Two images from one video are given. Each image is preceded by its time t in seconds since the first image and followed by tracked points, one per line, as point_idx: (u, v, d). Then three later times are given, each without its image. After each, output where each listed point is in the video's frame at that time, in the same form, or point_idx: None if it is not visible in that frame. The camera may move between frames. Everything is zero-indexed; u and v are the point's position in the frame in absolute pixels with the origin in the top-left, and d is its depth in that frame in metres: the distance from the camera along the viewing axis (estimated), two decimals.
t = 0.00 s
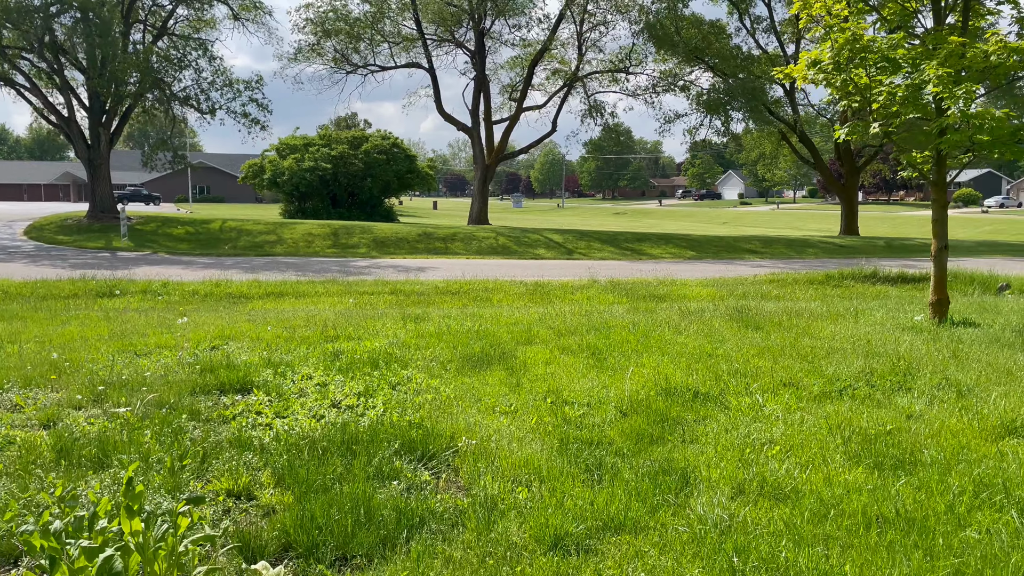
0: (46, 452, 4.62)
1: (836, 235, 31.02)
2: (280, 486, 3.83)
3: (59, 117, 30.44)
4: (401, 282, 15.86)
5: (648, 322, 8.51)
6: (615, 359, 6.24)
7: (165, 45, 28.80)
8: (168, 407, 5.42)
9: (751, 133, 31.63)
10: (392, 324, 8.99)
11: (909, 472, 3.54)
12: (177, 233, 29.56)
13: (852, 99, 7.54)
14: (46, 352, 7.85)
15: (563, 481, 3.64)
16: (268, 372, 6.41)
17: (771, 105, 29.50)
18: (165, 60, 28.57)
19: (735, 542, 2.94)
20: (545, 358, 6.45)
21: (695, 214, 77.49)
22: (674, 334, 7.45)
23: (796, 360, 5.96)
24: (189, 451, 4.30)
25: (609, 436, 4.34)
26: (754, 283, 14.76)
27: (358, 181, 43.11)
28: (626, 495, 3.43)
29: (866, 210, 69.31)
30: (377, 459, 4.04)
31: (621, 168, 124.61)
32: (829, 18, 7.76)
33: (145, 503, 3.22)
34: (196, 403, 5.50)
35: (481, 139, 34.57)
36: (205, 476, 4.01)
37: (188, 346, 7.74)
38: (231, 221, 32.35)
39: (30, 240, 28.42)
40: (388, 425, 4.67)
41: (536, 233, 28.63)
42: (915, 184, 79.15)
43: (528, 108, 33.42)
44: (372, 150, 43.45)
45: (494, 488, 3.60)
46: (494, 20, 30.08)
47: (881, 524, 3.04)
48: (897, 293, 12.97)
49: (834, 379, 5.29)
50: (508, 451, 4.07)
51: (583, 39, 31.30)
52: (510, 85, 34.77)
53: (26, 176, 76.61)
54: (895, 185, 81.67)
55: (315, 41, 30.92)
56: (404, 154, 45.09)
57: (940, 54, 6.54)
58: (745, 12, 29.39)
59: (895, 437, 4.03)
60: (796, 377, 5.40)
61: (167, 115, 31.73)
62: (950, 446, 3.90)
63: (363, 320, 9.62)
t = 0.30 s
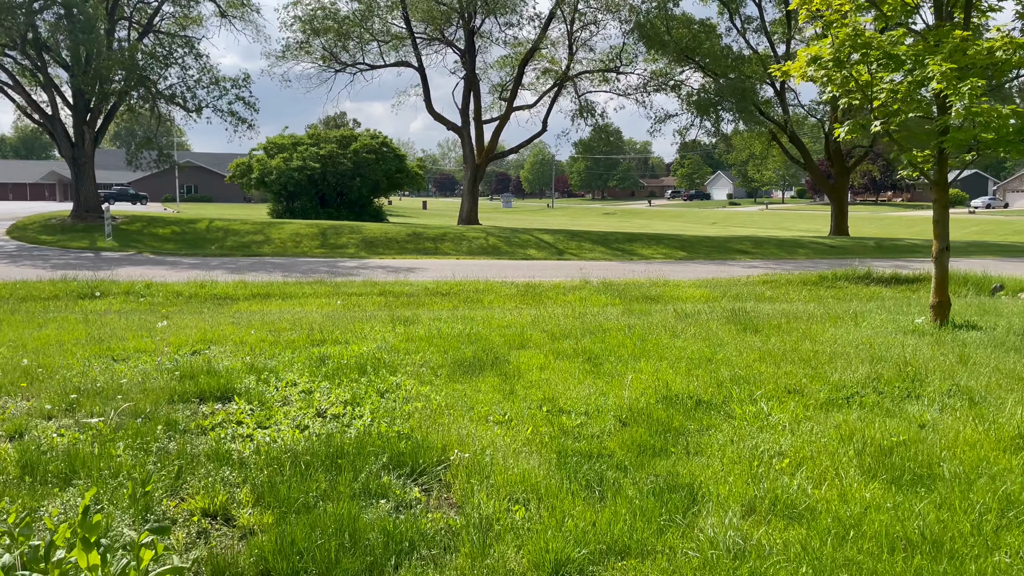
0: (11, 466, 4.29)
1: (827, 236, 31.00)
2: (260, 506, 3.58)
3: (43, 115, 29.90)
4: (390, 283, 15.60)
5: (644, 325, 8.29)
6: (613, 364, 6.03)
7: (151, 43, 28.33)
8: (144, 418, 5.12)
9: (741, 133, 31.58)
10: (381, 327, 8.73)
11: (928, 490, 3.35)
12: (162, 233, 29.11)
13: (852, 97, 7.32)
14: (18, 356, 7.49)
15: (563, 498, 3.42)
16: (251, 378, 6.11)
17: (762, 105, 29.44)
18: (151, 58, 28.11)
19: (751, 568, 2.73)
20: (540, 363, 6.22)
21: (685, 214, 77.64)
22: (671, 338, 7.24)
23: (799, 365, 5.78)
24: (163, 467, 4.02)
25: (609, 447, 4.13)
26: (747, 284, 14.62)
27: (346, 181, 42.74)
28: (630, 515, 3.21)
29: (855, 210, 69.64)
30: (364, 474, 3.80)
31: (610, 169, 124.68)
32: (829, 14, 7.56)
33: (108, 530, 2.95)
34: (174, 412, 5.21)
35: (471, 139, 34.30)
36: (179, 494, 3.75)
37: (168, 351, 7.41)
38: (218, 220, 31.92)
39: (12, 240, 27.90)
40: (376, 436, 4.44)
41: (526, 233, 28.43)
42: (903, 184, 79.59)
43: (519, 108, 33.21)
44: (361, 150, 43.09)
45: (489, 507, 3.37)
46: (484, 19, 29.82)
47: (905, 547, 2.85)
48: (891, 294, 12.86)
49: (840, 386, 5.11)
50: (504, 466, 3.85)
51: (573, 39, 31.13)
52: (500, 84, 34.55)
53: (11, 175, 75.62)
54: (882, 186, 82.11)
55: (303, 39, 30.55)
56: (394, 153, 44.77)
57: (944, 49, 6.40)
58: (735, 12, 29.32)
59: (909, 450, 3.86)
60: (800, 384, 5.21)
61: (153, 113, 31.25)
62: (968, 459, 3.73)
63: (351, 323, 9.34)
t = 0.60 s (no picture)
0: None
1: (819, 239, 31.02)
2: (242, 530, 3.37)
3: (29, 117, 29.47)
4: (382, 287, 15.36)
5: (641, 331, 8.11)
6: (611, 374, 5.84)
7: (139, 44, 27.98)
8: (121, 433, 4.86)
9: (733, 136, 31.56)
10: (372, 334, 8.49)
11: (948, 514, 3.20)
12: (151, 236, 28.74)
13: (854, 99, 7.18)
14: None
15: (566, 522, 3.24)
16: (237, 389, 5.87)
17: (754, 108, 29.42)
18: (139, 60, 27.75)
19: None
20: (536, 373, 6.03)
21: (677, 216, 77.77)
22: (670, 345, 7.06)
23: (803, 375, 5.63)
24: (140, 489, 3.79)
25: (611, 464, 3.95)
26: (743, 288, 14.50)
27: (337, 183, 42.46)
28: (637, 541, 3.02)
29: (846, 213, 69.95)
30: (355, 496, 3.60)
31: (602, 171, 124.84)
32: (831, 13, 7.41)
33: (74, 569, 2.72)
34: (153, 427, 4.96)
35: (463, 142, 34.10)
36: (157, 519, 3.54)
37: (150, 359, 7.14)
38: (206, 223, 31.55)
39: None
40: (366, 452, 4.23)
41: (519, 237, 28.25)
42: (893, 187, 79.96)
43: (511, 110, 33.04)
44: (352, 152, 42.85)
45: (486, 532, 3.18)
46: (476, 21, 29.62)
47: None
48: (888, 299, 12.76)
49: (847, 397, 4.96)
50: (501, 486, 3.65)
51: (566, 41, 31.00)
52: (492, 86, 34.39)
53: None
54: (873, 189, 82.47)
55: (294, 41, 30.26)
56: (385, 155, 44.52)
57: (949, 50, 6.28)
58: (727, 15, 29.29)
59: (925, 468, 3.70)
60: (807, 395, 5.05)
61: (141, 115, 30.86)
62: (986, 478, 3.59)
63: (341, 330, 9.11)
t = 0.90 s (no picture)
0: None
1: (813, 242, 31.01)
2: (224, 551, 3.18)
3: (17, 121, 29.14)
4: (373, 292, 15.17)
5: (638, 337, 7.96)
6: (610, 382, 5.69)
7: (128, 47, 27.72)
8: (100, 446, 4.65)
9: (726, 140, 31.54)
10: (363, 340, 8.30)
11: (966, 531, 3.07)
12: (140, 240, 28.45)
13: (854, 100, 7.14)
14: None
15: (568, 541, 3.07)
16: (222, 399, 5.67)
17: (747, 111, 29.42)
18: (128, 62, 27.45)
19: None
20: (533, 380, 5.87)
21: (670, 220, 77.83)
22: (669, 351, 6.91)
23: (805, 382, 5.49)
24: (117, 507, 3.59)
25: (612, 477, 3.79)
26: (738, 292, 14.41)
27: (329, 187, 42.25)
28: (643, 563, 2.86)
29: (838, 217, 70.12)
30: (345, 513, 3.43)
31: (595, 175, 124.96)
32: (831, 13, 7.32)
33: None
34: (134, 440, 4.75)
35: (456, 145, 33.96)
36: (134, 539, 3.34)
37: (135, 367, 6.92)
38: (197, 227, 31.23)
39: None
40: (356, 466, 4.04)
41: (512, 240, 28.11)
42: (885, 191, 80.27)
43: (504, 113, 32.93)
44: (344, 156, 42.66)
45: (484, 553, 3.01)
46: (468, 24, 29.49)
47: None
48: (885, 303, 12.66)
49: (853, 405, 4.82)
50: (498, 503, 3.47)
51: (558, 45, 30.93)
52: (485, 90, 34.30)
53: None
54: (865, 193, 82.75)
55: (285, 44, 30.05)
56: (378, 159, 44.34)
57: (951, 50, 6.21)
58: (720, 19, 29.30)
59: (939, 481, 3.57)
60: (811, 403, 4.91)
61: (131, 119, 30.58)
62: (1003, 490, 3.46)
63: (332, 336, 8.91)
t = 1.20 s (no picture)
0: None
1: (806, 244, 30.93)
2: None
3: (3, 122, 28.74)
4: (363, 295, 14.94)
5: (633, 341, 7.76)
6: (605, 389, 5.49)
7: (116, 47, 27.36)
8: (66, 460, 4.38)
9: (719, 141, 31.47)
10: (350, 345, 8.06)
11: (988, 555, 2.87)
12: (128, 242, 28.09)
13: (854, 98, 7.04)
14: None
15: (563, 568, 2.84)
16: (201, 408, 5.42)
17: (740, 112, 29.34)
18: (117, 63, 27.08)
19: None
20: (525, 387, 5.66)
21: (663, 222, 77.85)
22: (665, 356, 6.72)
23: (807, 388, 5.29)
24: (78, 529, 3.34)
25: (609, 493, 3.57)
26: (733, 294, 14.26)
27: (321, 189, 41.96)
28: None
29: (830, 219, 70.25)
30: (322, 536, 3.18)
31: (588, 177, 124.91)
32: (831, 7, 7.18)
33: None
34: (102, 454, 4.48)
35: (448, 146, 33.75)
36: (93, 566, 3.08)
37: (112, 374, 6.65)
38: (186, 229, 30.88)
39: None
40: (337, 482, 3.81)
41: (505, 242, 27.89)
42: (877, 193, 80.51)
43: (496, 115, 32.74)
44: (336, 157, 42.42)
45: None
46: (461, 25, 29.30)
47: None
48: (882, 305, 12.51)
49: (859, 414, 4.63)
50: (487, 524, 3.23)
51: (551, 45, 30.78)
52: (478, 91, 34.12)
53: None
54: (857, 195, 82.89)
55: (276, 44, 29.77)
56: (370, 161, 44.09)
57: (954, 45, 6.10)
58: (714, 20, 29.20)
59: (956, 496, 3.37)
60: (814, 411, 4.71)
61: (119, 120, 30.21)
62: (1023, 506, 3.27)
63: (319, 341, 8.67)
